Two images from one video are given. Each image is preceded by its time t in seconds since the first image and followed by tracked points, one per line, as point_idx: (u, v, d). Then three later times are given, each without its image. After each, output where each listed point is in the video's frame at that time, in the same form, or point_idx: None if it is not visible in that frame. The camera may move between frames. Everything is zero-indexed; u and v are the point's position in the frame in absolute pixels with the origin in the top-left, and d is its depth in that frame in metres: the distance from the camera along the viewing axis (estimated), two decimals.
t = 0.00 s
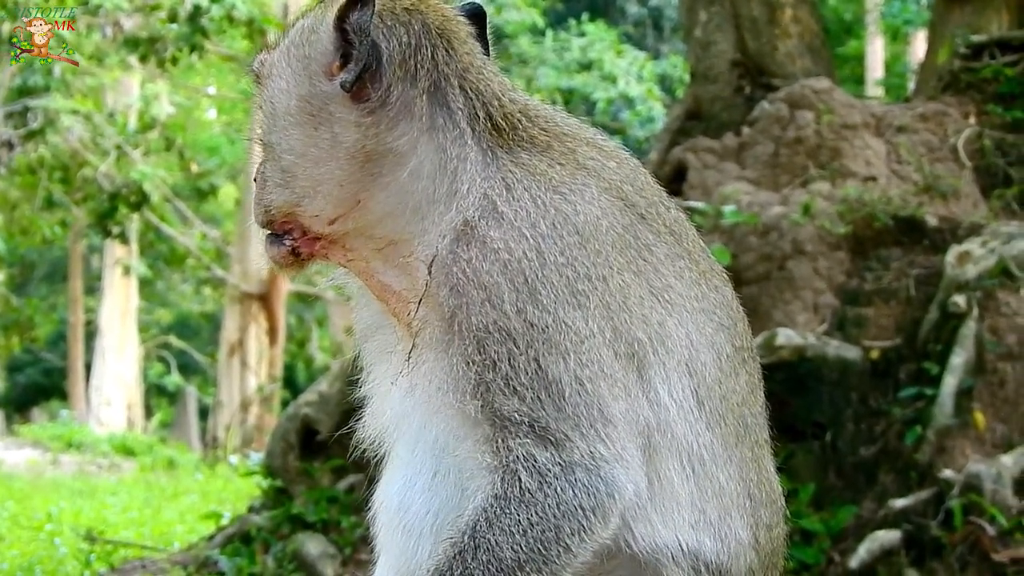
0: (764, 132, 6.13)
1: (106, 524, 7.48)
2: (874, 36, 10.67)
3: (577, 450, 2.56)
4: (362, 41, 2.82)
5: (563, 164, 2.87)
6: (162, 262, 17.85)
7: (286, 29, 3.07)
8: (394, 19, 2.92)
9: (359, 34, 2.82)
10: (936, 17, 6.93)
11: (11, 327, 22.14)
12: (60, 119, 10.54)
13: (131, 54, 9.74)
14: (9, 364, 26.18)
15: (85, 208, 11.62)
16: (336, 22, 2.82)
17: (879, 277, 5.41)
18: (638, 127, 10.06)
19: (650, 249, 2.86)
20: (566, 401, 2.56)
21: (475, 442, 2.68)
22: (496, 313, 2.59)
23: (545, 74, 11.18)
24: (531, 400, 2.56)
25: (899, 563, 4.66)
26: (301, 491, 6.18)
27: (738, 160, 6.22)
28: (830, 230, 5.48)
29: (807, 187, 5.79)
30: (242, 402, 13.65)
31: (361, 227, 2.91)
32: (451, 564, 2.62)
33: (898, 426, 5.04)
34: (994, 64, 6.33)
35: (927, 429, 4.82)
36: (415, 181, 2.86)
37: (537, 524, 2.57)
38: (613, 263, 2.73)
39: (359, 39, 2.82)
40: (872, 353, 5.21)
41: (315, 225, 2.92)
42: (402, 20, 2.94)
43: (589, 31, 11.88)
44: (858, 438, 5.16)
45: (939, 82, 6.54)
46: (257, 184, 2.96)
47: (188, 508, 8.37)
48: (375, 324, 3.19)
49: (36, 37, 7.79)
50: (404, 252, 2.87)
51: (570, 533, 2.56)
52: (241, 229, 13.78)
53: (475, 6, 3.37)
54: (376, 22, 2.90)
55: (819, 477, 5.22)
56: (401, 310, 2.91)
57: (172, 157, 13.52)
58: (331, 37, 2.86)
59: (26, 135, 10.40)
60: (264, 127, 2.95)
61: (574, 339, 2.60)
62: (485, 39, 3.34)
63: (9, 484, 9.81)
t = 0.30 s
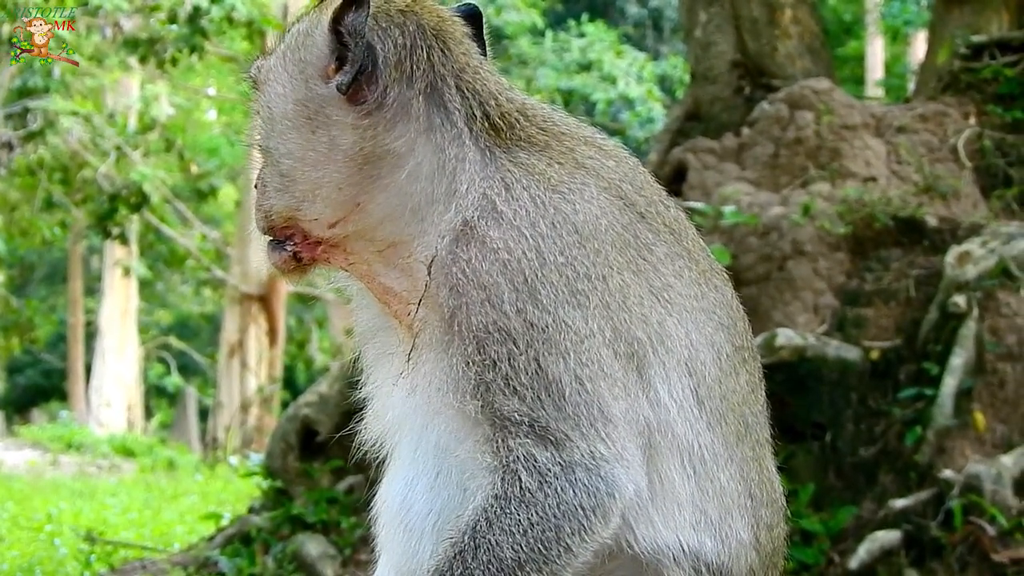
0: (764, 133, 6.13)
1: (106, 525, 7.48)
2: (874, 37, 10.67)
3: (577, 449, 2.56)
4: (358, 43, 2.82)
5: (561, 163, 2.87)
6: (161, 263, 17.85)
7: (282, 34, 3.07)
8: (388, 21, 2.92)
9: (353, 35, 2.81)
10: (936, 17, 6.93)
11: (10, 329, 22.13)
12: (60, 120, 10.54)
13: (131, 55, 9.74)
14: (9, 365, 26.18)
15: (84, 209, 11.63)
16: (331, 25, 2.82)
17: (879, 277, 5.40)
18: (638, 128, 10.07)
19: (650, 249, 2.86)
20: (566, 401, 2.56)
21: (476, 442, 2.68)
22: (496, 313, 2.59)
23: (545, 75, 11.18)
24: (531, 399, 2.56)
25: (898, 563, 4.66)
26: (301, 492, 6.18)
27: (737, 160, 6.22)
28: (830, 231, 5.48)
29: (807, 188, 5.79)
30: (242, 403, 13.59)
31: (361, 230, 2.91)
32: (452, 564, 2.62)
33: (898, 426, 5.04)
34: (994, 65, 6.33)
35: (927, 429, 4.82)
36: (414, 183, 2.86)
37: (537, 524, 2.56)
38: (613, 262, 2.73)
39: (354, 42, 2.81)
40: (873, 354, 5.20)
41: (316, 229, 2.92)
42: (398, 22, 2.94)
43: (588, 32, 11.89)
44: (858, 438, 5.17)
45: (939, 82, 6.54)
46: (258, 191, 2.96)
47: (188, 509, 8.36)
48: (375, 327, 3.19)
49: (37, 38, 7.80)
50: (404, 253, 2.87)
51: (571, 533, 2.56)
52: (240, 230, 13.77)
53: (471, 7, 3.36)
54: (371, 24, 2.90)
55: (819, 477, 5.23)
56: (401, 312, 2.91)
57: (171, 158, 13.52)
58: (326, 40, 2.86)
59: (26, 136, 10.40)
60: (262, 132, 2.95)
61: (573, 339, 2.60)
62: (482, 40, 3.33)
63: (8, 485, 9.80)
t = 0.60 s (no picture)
0: (764, 133, 6.14)
1: (107, 525, 7.48)
2: (873, 37, 10.68)
3: (577, 446, 2.56)
4: (356, 42, 2.83)
5: (560, 160, 2.87)
6: (162, 264, 17.86)
7: (281, 34, 3.08)
8: (386, 19, 2.93)
9: (352, 32, 2.82)
10: (936, 17, 6.93)
11: (11, 329, 22.02)
12: (60, 120, 10.54)
13: (131, 55, 9.73)
14: (9, 365, 26.18)
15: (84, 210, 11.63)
16: (329, 24, 2.83)
17: (879, 277, 5.40)
18: (638, 128, 10.08)
19: (650, 246, 2.86)
20: (566, 398, 2.56)
21: (476, 439, 2.67)
22: (496, 310, 2.59)
23: (545, 75, 11.18)
24: (531, 396, 2.55)
25: (899, 563, 4.66)
26: (301, 492, 6.18)
27: (738, 160, 6.23)
28: (830, 231, 5.47)
29: (806, 188, 5.79)
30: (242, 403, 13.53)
31: (361, 229, 2.91)
32: (451, 561, 2.62)
33: (898, 426, 5.05)
34: (994, 64, 6.33)
35: (927, 429, 4.82)
36: (412, 181, 2.85)
37: (537, 521, 2.56)
38: (612, 258, 2.73)
39: (352, 40, 2.83)
40: (873, 353, 5.20)
41: (317, 229, 2.93)
42: (395, 20, 2.94)
43: (588, 31, 11.89)
44: (859, 438, 5.17)
45: (939, 82, 6.54)
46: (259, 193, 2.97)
47: (189, 509, 8.36)
48: (376, 326, 3.19)
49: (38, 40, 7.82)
50: (404, 252, 2.86)
51: (571, 529, 2.56)
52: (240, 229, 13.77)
53: (470, 5, 3.36)
54: (368, 22, 2.91)
55: (819, 477, 5.23)
56: (401, 310, 2.91)
57: (171, 158, 13.51)
58: (324, 39, 2.88)
59: (27, 137, 10.40)
60: (262, 133, 2.96)
61: (573, 336, 2.59)
62: (482, 38, 3.34)
63: (9, 485, 9.81)
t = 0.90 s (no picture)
0: (764, 131, 6.13)
1: (108, 524, 7.49)
2: (874, 36, 10.69)
3: (578, 443, 2.56)
4: (355, 39, 2.82)
5: (561, 157, 2.87)
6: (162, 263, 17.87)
7: (280, 34, 3.07)
8: (384, 18, 2.92)
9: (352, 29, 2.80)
10: (937, 15, 6.93)
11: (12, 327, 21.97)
12: (60, 119, 10.55)
13: (132, 54, 9.73)
14: (10, 364, 26.19)
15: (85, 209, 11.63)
16: (329, 22, 2.83)
17: (879, 276, 5.40)
18: (638, 126, 10.08)
19: (651, 242, 2.86)
20: (567, 395, 2.56)
21: (477, 437, 2.67)
22: (496, 307, 2.59)
23: (545, 74, 11.20)
24: (531, 393, 2.56)
25: (899, 561, 4.66)
26: (301, 491, 6.18)
27: (738, 159, 6.22)
28: (830, 229, 5.45)
29: (807, 186, 5.78)
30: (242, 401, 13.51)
31: (362, 229, 2.91)
32: (452, 559, 2.62)
33: (899, 424, 5.05)
34: (994, 63, 6.33)
35: (928, 428, 4.82)
36: (412, 179, 2.85)
37: (538, 519, 2.56)
38: (614, 255, 2.72)
39: (352, 37, 2.81)
40: (874, 352, 5.20)
41: (319, 229, 2.92)
42: (394, 18, 2.93)
43: (589, 30, 11.90)
44: (860, 437, 5.16)
45: (939, 80, 6.54)
46: (260, 193, 2.97)
47: (189, 508, 8.37)
48: (377, 325, 3.19)
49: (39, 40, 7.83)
50: (405, 250, 2.86)
51: (572, 526, 2.56)
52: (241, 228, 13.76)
53: (468, 4, 3.35)
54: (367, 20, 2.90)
55: (820, 476, 5.23)
56: (402, 309, 2.91)
57: (172, 157, 13.51)
58: (324, 37, 2.87)
59: (27, 136, 10.41)
60: (263, 134, 2.96)
61: (574, 333, 2.59)
62: (480, 36, 3.33)
63: (10, 483, 9.82)
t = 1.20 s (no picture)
0: (767, 128, 6.13)
1: (111, 522, 7.50)
2: (876, 33, 10.69)
3: (578, 439, 2.56)
4: (352, 36, 2.78)
5: (560, 154, 2.87)
6: (165, 261, 17.88)
7: (282, 28, 3.07)
8: (385, 14, 2.92)
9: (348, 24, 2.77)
10: (939, 11, 6.92)
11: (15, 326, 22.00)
12: (63, 118, 10.56)
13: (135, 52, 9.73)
14: (13, 362, 26.21)
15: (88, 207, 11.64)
16: (328, 18, 2.79)
17: (882, 272, 5.40)
18: (641, 123, 10.10)
19: (649, 238, 2.86)
20: (566, 391, 2.56)
21: (477, 433, 2.67)
22: (495, 303, 2.59)
23: (548, 72, 11.21)
24: (531, 389, 2.56)
25: (903, 558, 4.65)
26: (305, 488, 6.20)
27: (740, 156, 6.23)
28: (833, 226, 5.44)
29: (809, 183, 5.78)
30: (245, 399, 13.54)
31: (359, 223, 2.92)
32: (452, 555, 2.62)
33: (902, 421, 5.05)
34: (997, 59, 6.32)
35: (931, 424, 4.81)
36: (410, 175, 2.86)
37: (538, 515, 2.56)
38: (612, 251, 2.73)
39: (349, 34, 2.77)
40: (876, 349, 5.20)
41: (314, 221, 2.94)
42: (394, 15, 2.94)
43: (592, 28, 11.90)
44: (862, 434, 5.17)
45: (942, 77, 6.54)
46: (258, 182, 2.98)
47: (193, 506, 8.38)
48: (376, 320, 3.20)
49: (42, 38, 7.84)
50: (402, 245, 2.87)
51: (572, 522, 2.56)
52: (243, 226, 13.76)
53: None
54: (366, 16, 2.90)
55: (823, 473, 5.23)
56: (400, 305, 2.91)
57: (175, 156, 13.52)
58: (323, 31, 2.84)
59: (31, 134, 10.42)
60: (260, 124, 2.96)
61: (573, 328, 2.59)
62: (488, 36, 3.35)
63: (13, 482, 9.84)
